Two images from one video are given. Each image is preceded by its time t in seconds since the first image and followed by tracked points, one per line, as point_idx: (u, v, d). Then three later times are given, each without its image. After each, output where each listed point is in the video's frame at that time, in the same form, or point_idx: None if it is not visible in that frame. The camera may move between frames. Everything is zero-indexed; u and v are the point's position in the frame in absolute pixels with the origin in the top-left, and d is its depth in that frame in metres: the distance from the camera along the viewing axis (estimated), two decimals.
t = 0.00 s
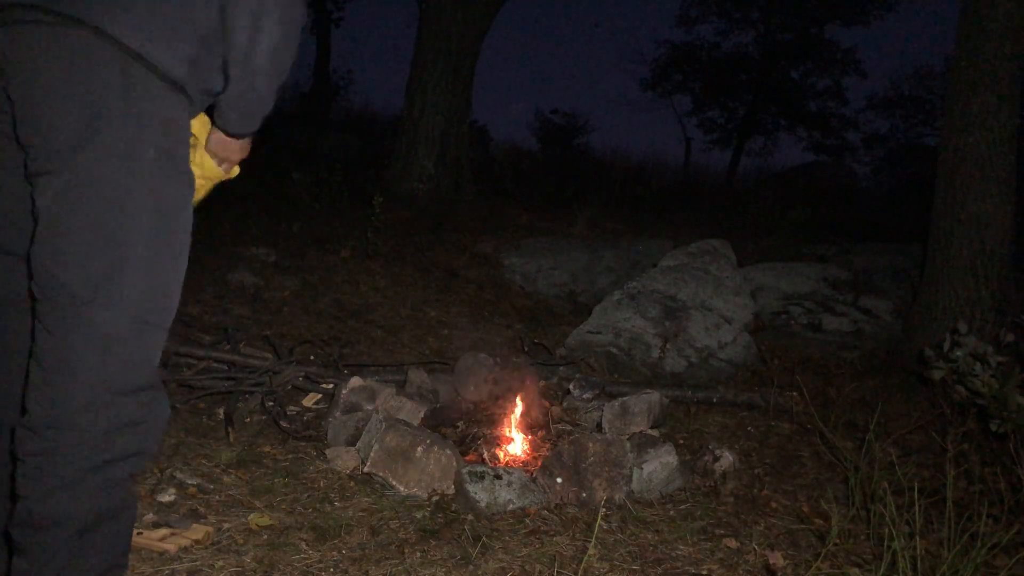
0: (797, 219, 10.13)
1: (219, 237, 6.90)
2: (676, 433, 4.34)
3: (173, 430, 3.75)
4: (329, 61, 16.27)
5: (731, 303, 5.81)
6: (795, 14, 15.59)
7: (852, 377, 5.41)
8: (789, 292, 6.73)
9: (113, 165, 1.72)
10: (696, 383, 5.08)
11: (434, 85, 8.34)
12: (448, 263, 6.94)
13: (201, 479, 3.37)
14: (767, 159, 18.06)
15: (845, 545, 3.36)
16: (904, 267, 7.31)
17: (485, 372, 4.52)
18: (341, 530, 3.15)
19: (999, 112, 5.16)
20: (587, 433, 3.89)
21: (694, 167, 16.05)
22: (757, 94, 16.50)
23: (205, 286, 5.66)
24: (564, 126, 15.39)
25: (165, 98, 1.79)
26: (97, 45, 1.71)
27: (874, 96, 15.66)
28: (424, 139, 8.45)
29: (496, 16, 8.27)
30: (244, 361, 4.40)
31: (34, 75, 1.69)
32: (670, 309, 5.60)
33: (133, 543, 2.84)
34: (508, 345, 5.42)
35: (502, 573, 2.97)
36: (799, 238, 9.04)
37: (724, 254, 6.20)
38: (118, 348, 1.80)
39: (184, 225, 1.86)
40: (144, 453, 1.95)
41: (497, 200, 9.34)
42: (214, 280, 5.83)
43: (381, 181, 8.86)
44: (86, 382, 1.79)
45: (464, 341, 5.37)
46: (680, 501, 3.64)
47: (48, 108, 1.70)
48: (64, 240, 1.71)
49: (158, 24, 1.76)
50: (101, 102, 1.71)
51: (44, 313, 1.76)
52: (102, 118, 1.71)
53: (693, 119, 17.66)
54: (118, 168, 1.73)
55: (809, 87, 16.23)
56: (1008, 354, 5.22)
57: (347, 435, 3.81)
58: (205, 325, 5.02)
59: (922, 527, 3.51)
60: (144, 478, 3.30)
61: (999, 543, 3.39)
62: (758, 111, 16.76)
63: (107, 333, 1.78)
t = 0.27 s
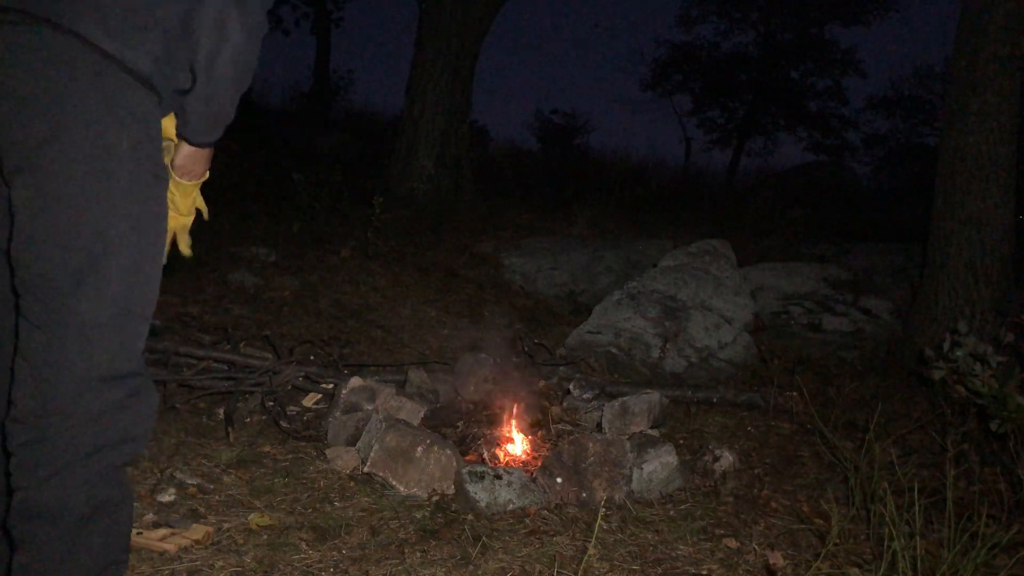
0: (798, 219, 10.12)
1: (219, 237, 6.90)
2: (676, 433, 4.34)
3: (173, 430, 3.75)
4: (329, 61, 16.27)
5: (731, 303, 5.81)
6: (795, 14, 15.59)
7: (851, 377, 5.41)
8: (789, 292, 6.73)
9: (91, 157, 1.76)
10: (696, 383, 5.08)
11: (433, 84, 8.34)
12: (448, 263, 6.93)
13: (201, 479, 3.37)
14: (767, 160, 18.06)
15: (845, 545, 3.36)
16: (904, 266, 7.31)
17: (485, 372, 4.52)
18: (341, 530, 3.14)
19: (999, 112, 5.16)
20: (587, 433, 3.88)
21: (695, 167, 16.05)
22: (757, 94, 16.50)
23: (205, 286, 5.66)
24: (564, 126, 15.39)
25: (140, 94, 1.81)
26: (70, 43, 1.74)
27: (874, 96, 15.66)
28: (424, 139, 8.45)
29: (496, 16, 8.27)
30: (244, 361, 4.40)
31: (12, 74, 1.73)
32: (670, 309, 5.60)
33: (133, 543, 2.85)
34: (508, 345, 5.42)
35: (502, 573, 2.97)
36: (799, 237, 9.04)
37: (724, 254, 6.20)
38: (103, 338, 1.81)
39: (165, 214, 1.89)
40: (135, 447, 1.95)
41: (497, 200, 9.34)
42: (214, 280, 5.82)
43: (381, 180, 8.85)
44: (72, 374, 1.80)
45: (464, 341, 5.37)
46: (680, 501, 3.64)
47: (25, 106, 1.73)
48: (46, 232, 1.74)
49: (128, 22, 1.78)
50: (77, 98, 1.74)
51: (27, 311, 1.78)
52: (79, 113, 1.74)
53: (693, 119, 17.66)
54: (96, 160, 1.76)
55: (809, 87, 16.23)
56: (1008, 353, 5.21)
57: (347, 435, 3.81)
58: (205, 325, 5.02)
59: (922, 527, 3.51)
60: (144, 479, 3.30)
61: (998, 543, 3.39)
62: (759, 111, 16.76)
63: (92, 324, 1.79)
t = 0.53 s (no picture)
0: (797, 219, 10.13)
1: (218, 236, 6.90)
2: (677, 433, 4.34)
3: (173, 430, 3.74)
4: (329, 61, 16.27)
5: (731, 303, 5.80)
6: (795, 13, 15.59)
7: (851, 376, 5.41)
8: (789, 292, 6.73)
9: (103, 156, 1.62)
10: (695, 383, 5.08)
11: (434, 85, 8.34)
12: (448, 262, 6.93)
13: (200, 479, 3.36)
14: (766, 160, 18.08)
15: (845, 545, 3.36)
16: (904, 266, 7.32)
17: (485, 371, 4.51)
18: (341, 530, 3.15)
19: (999, 112, 5.16)
20: (587, 433, 3.89)
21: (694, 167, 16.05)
22: (756, 94, 16.51)
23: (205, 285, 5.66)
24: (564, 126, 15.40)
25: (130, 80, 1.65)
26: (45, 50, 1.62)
27: (873, 96, 15.67)
28: (424, 139, 8.45)
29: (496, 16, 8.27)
30: (244, 362, 4.41)
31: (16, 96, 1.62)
32: (670, 309, 5.60)
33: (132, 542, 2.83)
34: (508, 345, 5.42)
35: (502, 573, 2.97)
36: (799, 237, 9.05)
37: (724, 254, 6.20)
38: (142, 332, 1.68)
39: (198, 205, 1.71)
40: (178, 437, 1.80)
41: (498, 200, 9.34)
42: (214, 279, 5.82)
43: (381, 180, 8.85)
44: (117, 369, 1.69)
45: (464, 341, 5.37)
46: (680, 501, 3.65)
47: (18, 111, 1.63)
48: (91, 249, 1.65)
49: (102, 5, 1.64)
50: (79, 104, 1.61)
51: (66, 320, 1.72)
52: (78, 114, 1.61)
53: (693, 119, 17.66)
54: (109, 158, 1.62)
55: (809, 87, 16.24)
56: (1007, 353, 5.22)
57: (347, 435, 3.82)
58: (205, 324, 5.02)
59: (922, 527, 3.51)
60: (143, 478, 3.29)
61: (998, 543, 3.39)
62: (758, 111, 16.76)
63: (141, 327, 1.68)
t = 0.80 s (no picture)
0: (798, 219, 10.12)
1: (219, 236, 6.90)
2: (677, 433, 4.34)
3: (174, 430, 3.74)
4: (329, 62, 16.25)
5: (730, 302, 5.81)
6: (795, 13, 15.59)
7: (851, 376, 5.42)
8: (789, 292, 6.73)
9: (141, 142, 2.38)
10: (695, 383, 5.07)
11: (434, 85, 8.34)
12: (447, 262, 6.94)
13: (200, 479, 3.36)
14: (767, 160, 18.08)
15: (845, 545, 3.36)
16: (904, 266, 7.32)
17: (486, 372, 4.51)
18: (341, 530, 3.15)
19: (998, 111, 5.16)
20: (587, 433, 3.89)
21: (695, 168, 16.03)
22: (756, 94, 16.51)
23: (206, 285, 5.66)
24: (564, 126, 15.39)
25: (159, 91, 2.41)
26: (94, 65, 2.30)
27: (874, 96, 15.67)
28: (424, 139, 8.45)
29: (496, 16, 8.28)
30: (244, 362, 4.41)
31: (70, 91, 2.27)
32: (670, 309, 5.61)
33: (134, 543, 2.82)
34: (508, 345, 5.42)
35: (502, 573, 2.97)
36: (799, 237, 9.05)
37: (723, 254, 6.20)
38: (189, 254, 2.52)
39: (208, 171, 2.54)
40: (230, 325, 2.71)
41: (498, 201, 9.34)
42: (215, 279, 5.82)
43: (381, 180, 8.86)
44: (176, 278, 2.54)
45: (464, 340, 5.37)
46: (680, 501, 3.64)
47: (75, 107, 2.29)
48: (128, 199, 2.41)
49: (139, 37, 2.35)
50: (122, 100, 2.33)
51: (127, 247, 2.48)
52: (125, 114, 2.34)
53: (694, 119, 17.65)
54: (146, 144, 2.39)
55: (809, 87, 16.25)
56: (1007, 353, 5.22)
57: (347, 434, 3.82)
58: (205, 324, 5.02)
59: (922, 527, 3.51)
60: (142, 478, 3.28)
61: (999, 543, 3.39)
62: (758, 111, 16.76)
63: (187, 259, 2.52)
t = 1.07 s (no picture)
0: (798, 219, 10.12)
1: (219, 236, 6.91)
2: (677, 433, 4.34)
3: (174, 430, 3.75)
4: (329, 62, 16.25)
5: (730, 302, 5.81)
6: (795, 13, 15.60)
7: (852, 376, 5.42)
8: (789, 292, 6.73)
9: (168, 164, 2.58)
10: (695, 383, 5.07)
11: (434, 85, 8.35)
12: (447, 262, 6.94)
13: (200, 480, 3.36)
14: (767, 160, 18.08)
15: (845, 545, 3.36)
16: (904, 266, 7.32)
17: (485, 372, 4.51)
18: (341, 530, 3.14)
19: (998, 111, 5.16)
20: (587, 433, 3.89)
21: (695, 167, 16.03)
22: (757, 94, 16.51)
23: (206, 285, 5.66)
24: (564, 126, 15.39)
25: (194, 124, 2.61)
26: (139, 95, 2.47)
27: (874, 96, 15.67)
28: (424, 139, 8.46)
29: (496, 16, 8.28)
30: (244, 362, 4.42)
31: (100, 123, 2.43)
32: (670, 309, 5.61)
33: (133, 543, 2.84)
34: (508, 345, 5.42)
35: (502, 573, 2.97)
36: (799, 238, 9.05)
37: (723, 254, 6.21)
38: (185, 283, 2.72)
39: (216, 195, 2.76)
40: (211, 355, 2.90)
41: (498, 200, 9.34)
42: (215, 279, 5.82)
43: (381, 180, 8.86)
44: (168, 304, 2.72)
45: (464, 340, 5.37)
46: (680, 501, 3.64)
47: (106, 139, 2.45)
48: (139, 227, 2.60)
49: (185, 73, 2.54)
50: (148, 139, 2.51)
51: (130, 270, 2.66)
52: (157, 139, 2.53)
53: (693, 119, 17.65)
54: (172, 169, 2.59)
55: (809, 87, 16.25)
56: (1007, 353, 5.22)
57: (347, 435, 3.81)
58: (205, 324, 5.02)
59: (922, 526, 3.51)
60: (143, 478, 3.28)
61: (999, 543, 3.39)
62: (759, 111, 16.76)
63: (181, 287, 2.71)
